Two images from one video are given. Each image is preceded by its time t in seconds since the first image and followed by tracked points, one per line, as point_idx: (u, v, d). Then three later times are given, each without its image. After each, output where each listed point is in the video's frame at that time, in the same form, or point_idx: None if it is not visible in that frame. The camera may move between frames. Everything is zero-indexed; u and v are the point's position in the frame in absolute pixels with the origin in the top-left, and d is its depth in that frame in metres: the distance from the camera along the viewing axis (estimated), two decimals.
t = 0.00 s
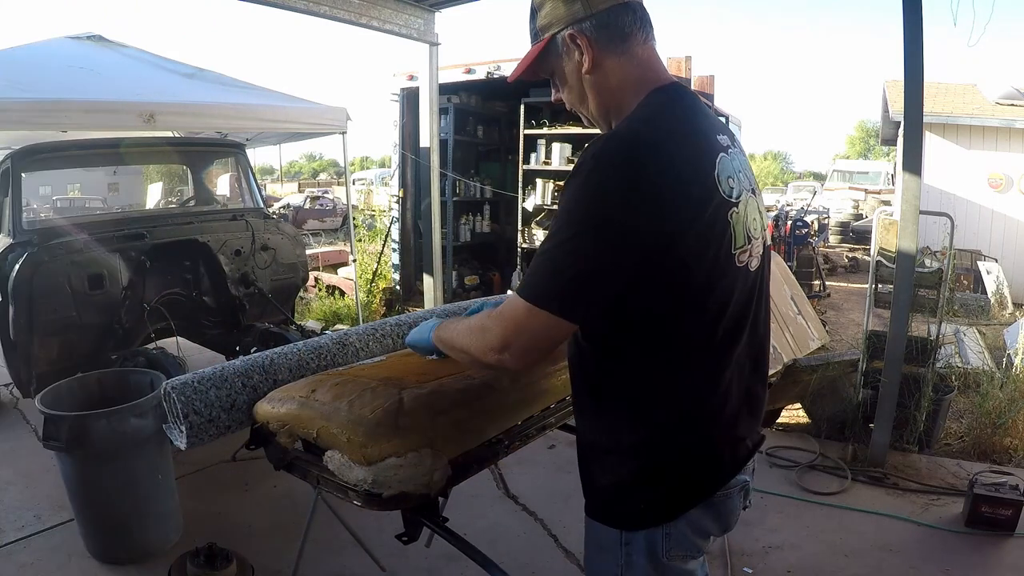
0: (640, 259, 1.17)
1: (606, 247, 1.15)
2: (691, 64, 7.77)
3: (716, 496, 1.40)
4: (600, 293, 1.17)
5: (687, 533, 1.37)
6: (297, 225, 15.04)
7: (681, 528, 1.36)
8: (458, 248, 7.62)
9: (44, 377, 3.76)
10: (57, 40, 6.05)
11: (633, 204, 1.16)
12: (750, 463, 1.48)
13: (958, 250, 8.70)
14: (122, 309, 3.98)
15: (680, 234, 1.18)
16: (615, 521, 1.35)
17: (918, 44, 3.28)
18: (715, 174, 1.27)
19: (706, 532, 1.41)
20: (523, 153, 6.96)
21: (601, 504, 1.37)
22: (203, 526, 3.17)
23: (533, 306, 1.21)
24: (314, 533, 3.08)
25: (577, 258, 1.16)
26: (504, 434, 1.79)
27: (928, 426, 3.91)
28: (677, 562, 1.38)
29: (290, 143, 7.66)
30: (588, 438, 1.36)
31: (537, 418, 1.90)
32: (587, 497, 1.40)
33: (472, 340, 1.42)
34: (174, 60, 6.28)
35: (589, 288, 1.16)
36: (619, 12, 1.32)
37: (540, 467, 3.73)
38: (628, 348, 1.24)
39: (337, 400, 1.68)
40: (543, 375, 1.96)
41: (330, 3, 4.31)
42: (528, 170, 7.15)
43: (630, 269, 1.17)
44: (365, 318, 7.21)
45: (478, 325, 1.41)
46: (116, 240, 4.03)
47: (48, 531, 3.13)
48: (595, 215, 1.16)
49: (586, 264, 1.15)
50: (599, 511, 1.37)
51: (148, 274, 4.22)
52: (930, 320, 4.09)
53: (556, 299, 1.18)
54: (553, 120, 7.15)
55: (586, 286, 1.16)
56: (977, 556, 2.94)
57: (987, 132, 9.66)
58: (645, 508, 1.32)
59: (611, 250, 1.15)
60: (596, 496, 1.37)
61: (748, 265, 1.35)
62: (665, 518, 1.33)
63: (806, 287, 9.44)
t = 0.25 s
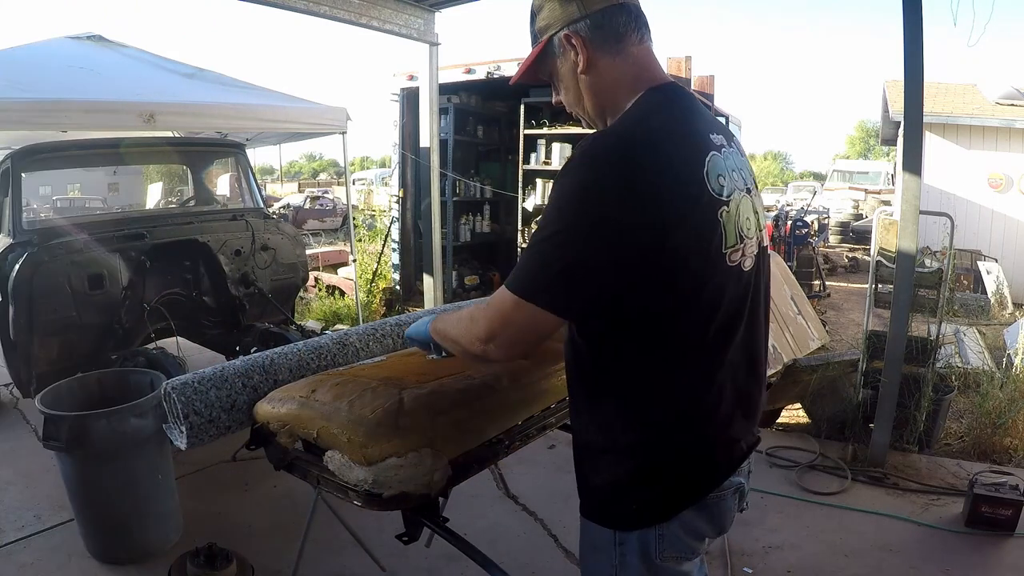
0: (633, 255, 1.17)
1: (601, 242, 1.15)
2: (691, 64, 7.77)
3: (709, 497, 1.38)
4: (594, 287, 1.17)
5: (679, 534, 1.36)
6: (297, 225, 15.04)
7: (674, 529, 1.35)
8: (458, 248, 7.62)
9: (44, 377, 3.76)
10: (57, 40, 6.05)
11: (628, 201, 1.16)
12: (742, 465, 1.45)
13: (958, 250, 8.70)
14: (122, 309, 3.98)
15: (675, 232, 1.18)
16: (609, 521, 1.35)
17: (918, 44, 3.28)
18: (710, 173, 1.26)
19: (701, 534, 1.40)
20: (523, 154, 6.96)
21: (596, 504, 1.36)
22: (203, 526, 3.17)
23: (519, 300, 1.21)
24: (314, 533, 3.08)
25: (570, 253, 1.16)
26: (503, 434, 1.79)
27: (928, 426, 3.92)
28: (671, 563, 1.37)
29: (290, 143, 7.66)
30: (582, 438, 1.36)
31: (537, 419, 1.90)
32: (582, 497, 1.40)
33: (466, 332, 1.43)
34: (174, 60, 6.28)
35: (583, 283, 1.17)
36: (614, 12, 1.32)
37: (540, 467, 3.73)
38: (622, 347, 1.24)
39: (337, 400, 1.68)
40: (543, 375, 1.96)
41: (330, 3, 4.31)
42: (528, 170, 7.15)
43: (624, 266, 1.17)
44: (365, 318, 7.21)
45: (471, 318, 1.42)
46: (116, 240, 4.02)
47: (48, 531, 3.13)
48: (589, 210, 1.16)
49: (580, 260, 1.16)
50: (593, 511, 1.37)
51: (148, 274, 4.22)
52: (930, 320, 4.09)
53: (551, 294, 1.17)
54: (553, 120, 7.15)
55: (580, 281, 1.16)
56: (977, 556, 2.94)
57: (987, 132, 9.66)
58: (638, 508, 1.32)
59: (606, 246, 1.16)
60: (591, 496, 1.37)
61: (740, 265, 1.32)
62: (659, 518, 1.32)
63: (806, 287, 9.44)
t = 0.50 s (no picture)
0: (628, 252, 1.17)
1: (596, 238, 1.16)
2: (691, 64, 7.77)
3: (699, 499, 1.36)
4: (588, 282, 1.17)
5: (670, 535, 1.35)
6: (297, 225, 15.04)
7: (665, 531, 1.34)
8: (458, 248, 7.62)
9: (44, 377, 3.76)
10: (57, 40, 6.05)
11: (623, 197, 1.16)
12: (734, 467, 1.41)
13: (958, 250, 8.70)
14: (122, 309, 3.99)
15: (672, 229, 1.19)
16: (603, 519, 1.35)
17: (918, 44, 3.28)
18: (705, 172, 1.26)
19: (693, 535, 1.38)
20: (523, 154, 6.96)
21: (590, 501, 1.36)
22: (203, 526, 3.17)
23: (512, 295, 1.22)
24: (314, 533, 3.08)
25: (564, 248, 1.16)
26: (502, 434, 1.79)
27: (928, 426, 3.91)
28: (664, 565, 1.37)
29: (290, 143, 7.67)
30: (577, 435, 1.36)
31: (536, 419, 1.90)
32: (576, 496, 1.40)
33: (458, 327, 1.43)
34: (174, 60, 6.28)
35: (577, 277, 1.17)
36: (612, 12, 1.33)
37: (540, 467, 3.73)
38: (617, 344, 1.24)
39: (337, 400, 1.68)
40: (543, 375, 1.96)
41: (330, 3, 4.31)
42: (528, 170, 7.15)
43: (618, 262, 1.17)
44: (365, 318, 7.21)
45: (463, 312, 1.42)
46: (116, 240, 4.03)
47: (48, 531, 3.13)
48: (584, 205, 1.16)
49: (574, 254, 1.16)
50: (588, 510, 1.37)
51: (148, 274, 4.22)
52: (930, 320, 4.08)
53: (545, 290, 1.18)
54: (552, 120, 7.15)
55: (573, 275, 1.17)
56: (977, 556, 2.94)
57: (987, 132, 9.66)
58: (632, 506, 1.31)
59: (601, 241, 1.16)
60: (586, 494, 1.37)
61: (733, 264, 1.31)
62: (653, 518, 1.32)
63: (806, 287, 9.44)
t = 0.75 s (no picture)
0: (625, 250, 1.17)
1: (592, 235, 1.16)
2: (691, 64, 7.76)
3: (693, 500, 1.36)
4: (584, 280, 1.17)
5: (663, 536, 1.35)
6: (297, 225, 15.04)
7: (657, 531, 1.34)
8: (458, 248, 7.62)
9: (44, 377, 3.76)
10: (57, 40, 6.05)
11: (620, 194, 1.16)
12: (731, 468, 1.42)
13: (958, 250, 8.70)
14: (122, 309, 3.99)
15: (668, 227, 1.19)
16: (599, 518, 1.35)
17: (918, 44, 3.28)
18: (697, 171, 1.26)
19: (686, 537, 1.38)
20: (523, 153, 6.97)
21: (585, 501, 1.36)
22: (203, 526, 3.17)
23: (508, 295, 1.21)
24: (314, 532, 3.09)
25: (561, 245, 1.16)
26: (502, 434, 1.78)
27: (928, 426, 3.92)
28: (657, 566, 1.37)
29: (290, 143, 7.67)
30: (572, 434, 1.36)
31: (537, 419, 1.90)
32: (572, 495, 1.40)
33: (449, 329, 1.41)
34: (173, 60, 6.28)
35: (573, 275, 1.17)
36: (606, 13, 1.33)
37: (539, 467, 3.73)
38: (613, 342, 1.24)
39: (337, 400, 1.68)
40: (543, 375, 1.96)
41: (330, 3, 4.30)
42: (528, 170, 7.15)
43: (616, 259, 1.17)
44: (365, 318, 7.21)
45: (454, 315, 1.40)
46: (116, 240, 4.02)
47: (48, 531, 3.13)
48: (582, 201, 1.16)
49: (571, 251, 1.16)
50: (584, 509, 1.37)
51: (148, 274, 4.22)
52: (930, 320, 4.08)
53: (540, 288, 1.18)
54: (552, 120, 7.15)
55: (570, 273, 1.16)
56: (977, 556, 2.95)
57: (987, 132, 9.66)
58: (627, 505, 1.31)
59: (597, 239, 1.16)
60: (581, 493, 1.37)
61: (726, 263, 1.30)
62: (648, 517, 1.32)
63: (806, 287, 9.44)
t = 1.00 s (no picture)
0: (624, 250, 1.17)
1: (592, 235, 1.16)
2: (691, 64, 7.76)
3: (691, 500, 1.36)
4: (583, 279, 1.17)
5: (662, 537, 1.35)
6: (297, 225, 15.04)
7: (657, 531, 1.34)
8: (458, 248, 7.62)
9: (44, 377, 3.76)
10: (57, 40, 6.06)
11: (620, 194, 1.16)
12: (731, 467, 1.42)
13: (958, 250, 8.70)
14: (122, 309, 3.99)
15: (668, 227, 1.19)
16: (598, 519, 1.34)
17: (918, 44, 3.28)
18: (696, 171, 1.26)
19: (685, 537, 1.38)
20: (523, 153, 6.97)
21: (585, 501, 1.36)
22: (203, 526, 3.17)
23: (506, 294, 1.21)
24: (314, 533, 3.09)
25: (560, 245, 1.16)
26: (501, 435, 1.78)
27: (928, 426, 3.92)
28: (657, 566, 1.36)
29: (290, 143, 7.67)
30: (571, 434, 1.36)
31: (536, 419, 1.90)
32: (571, 495, 1.40)
33: (445, 329, 1.41)
34: (173, 60, 6.28)
35: (572, 274, 1.17)
36: (605, 15, 1.33)
37: (540, 467, 3.73)
38: (612, 342, 1.24)
39: (337, 400, 1.68)
40: (542, 375, 1.96)
41: (330, 3, 4.30)
42: (528, 170, 7.16)
43: (616, 259, 1.17)
44: (365, 318, 7.21)
45: (450, 314, 1.40)
46: (116, 240, 4.02)
47: (48, 531, 3.13)
48: (581, 201, 1.16)
49: (571, 251, 1.16)
50: (582, 509, 1.37)
51: (148, 274, 4.22)
52: (930, 320, 4.08)
53: (539, 287, 1.18)
54: (552, 120, 7.16)
55: (569, 272, 1.16)
56: (977, 556, 2.95)
57: (987, 132, 9.65)
58: (627, 505, 1.31)
59: (596, 238, 1.16)
60: (580, 493, 1.37)
61: (725, 263, 1.30)
62: (647, 517, 1.32)
63: (806, 287, 9.44)
